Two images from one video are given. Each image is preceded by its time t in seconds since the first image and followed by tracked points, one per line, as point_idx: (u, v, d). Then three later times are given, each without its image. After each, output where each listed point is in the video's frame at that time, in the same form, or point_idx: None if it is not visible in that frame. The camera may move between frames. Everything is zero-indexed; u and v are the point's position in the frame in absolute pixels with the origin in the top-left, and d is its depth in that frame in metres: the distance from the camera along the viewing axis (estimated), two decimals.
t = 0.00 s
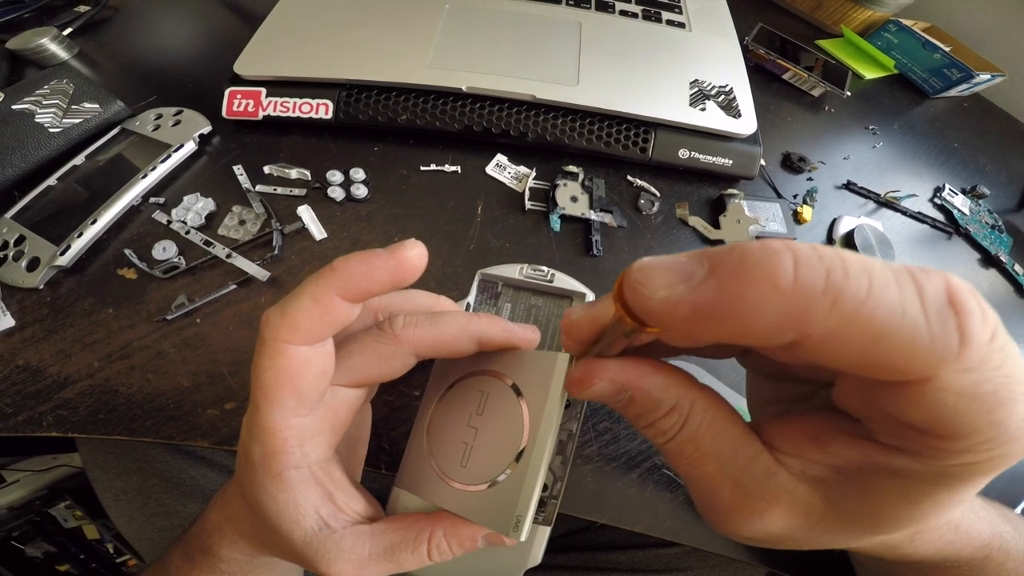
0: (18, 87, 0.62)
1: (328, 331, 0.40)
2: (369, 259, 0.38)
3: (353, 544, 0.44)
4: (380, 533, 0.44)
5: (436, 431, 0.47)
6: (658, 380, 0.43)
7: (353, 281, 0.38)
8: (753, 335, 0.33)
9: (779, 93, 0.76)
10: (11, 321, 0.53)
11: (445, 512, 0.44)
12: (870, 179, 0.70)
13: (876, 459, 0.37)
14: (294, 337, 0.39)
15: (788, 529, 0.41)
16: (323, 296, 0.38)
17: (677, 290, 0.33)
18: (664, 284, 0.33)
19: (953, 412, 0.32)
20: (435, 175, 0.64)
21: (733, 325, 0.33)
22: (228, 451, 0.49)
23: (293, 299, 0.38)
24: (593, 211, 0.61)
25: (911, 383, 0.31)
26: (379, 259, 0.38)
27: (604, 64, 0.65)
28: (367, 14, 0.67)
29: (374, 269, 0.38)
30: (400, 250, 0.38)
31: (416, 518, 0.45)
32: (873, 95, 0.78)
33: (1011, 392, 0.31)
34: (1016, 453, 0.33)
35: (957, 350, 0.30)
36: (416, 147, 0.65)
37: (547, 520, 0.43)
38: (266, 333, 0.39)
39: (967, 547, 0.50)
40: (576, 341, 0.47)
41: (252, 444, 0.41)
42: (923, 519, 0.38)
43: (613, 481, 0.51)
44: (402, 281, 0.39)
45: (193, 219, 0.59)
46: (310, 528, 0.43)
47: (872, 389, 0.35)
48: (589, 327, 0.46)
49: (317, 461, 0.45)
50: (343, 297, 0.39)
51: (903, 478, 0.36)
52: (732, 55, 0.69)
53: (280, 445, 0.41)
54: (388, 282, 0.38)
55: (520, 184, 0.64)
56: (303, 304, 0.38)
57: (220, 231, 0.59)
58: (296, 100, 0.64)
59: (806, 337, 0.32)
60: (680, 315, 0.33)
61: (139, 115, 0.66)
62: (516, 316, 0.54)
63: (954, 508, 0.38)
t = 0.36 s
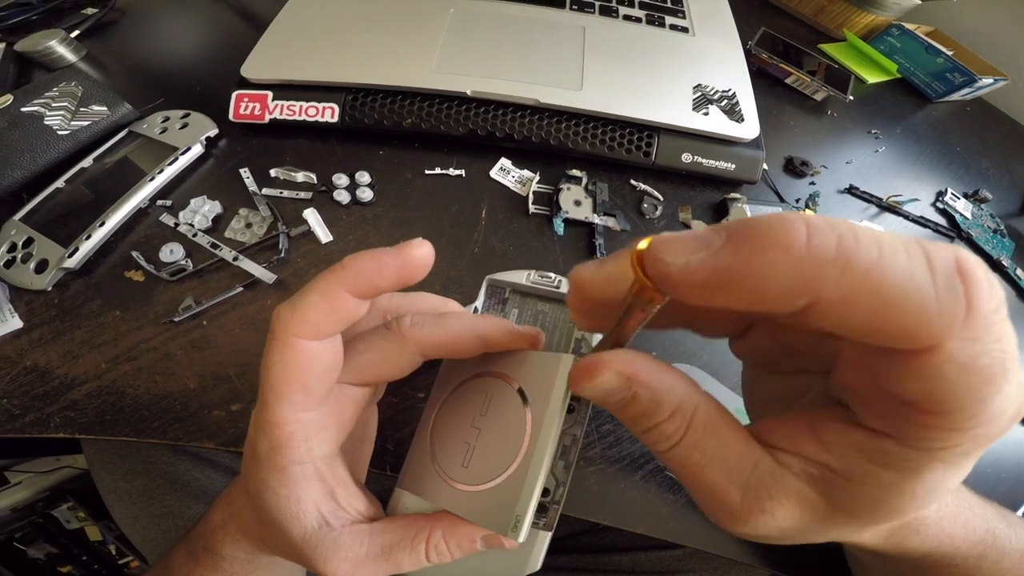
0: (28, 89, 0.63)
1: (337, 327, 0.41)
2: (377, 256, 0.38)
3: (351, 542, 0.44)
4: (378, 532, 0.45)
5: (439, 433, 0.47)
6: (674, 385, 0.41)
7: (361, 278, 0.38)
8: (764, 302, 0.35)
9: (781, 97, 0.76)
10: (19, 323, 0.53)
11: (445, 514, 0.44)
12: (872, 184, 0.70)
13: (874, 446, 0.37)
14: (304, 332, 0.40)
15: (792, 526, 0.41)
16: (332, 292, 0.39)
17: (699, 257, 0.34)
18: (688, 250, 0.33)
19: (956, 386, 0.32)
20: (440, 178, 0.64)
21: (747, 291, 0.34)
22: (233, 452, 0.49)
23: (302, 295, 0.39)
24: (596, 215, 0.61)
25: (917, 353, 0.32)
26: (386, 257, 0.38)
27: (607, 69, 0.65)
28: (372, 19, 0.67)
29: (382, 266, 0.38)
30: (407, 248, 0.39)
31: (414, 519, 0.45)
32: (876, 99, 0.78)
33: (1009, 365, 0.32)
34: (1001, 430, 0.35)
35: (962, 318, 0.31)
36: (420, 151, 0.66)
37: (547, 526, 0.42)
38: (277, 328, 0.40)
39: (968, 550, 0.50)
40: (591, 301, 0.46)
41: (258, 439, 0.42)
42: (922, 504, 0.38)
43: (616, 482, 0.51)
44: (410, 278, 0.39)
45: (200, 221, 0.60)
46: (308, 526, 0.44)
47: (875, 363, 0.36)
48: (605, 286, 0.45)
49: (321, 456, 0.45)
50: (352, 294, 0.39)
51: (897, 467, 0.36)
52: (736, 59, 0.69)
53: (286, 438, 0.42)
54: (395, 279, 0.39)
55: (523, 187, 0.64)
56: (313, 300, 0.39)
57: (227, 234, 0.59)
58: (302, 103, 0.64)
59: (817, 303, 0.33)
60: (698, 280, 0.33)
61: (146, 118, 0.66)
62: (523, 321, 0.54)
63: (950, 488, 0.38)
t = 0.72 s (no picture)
0: (32, 91, 0.63)
1: (351, 323, 0.42)
2: (392, 254, 0.39)
3: (356, 540, 0.44)
4: (383, 530, 0.45)
5: (446, 433, 0.47)
6: (677, 381, 0.41)
7: (377, 276, 0.40)
8: (744, 307, 0.33)
9: (783, 99, 0.76)
10: (23, 324, 0.53)
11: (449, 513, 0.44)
12: (874, 185, 0.70)
13: (885, 440, 0.37)
14: (321, 326, 0.41)
15: (803, 519, 0.40)
16: (349, 288, 0.40)
17: (673, 264, 0.33)
18: (664, 257, 0.33)
19: (941, 379, 0.32)
20: (443, 180, 0.64)
21: (724, 300, 0.33)
22: (236, 454, 0.49)
23: (319, 292, 0.40)
24: (598, 216, 0.62)
25: (896, 351, 0.32)
26: (402, 255, 0.39)
27: (609, 71, 0.65)
28: (375, 21, 0.68)
29: (396, 264, 0.39)
30: (423, 247, 0.40)
31: (419, 516, 0.45)
32: (878, 101, 0.78)
33: (994, 355, 0.33)
34: (1015, 428, 0.34)
35: (932, 313, 0.31)
36: (423, 153, 0.66)
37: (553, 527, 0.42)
38: (293, 324, 0.41)
39: (968, 551, 0.50)
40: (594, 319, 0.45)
41: (269, 434, 0.42)
42: (937, 502, 0.37)
43: (618, 483, 0.51)
44: (424, 277, 0.40)
45: (203, 223, 0.60)
46: (315, 523, 0.43)
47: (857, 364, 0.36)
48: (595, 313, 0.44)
49: (330, 453, 0.45)
50: (368, 291, 0.40)
51: (910, 460, 0.36)
52: (737, 61, 0.69)
53: (298, 435, 0.42)
54: (410, 277, 0.39)
55: (525, 189, 0.64)
56: (329, 296, 0.40)
57: (230, 236, 0.60)
58: (305, 105, 0.65)
59: (792, 307, 0.33)
60: (678, 287, 0.33)
61: (149, 119, 0.67)
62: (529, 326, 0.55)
63: (968, 489, 0.37)
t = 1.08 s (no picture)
0: (35, 91, 0.63)
1: (354, 321, 0.42)
2: (396, 253, 0.39)
3: (356, 537, 0.44)
4: (383, 528, 0.45)
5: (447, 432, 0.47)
6: (694, 379, 0.40)
7: (380, 274, 0.40)
8: (746, 277, 0.34)
9: (783, 98, 0.76)
10: (25, 324, 0.54)
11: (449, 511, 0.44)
12: (874, 185, 0.70)
13: (894, 425, 0.37)
14: (324, 324, 0.41)
15: (838, 522, 0.38)
16: (353, 286, 0.40)
17: (670, 246, 0.34)
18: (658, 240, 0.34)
19: (945, 337, 0.33)
20: (443, 179, 0.65)
21: (726, 274, 0.34)
22: (237, 453, 0.49)
23: (323, 290, 0.40)
24: (599, 216, 0.62)
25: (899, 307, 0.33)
26: (405, 254, 0.39)
27: (609, 70, 0.65)
28: (376, 21, 0.68)
29: (400, 262, 0.39)
30: (427, 246, 0.40)
31: (419, 514, 0.45)
32: (878, 100, 0.78)
33: (988, 311, 0.34)
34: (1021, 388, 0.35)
35: (925, 264, 0.33)
36: (423, 153, 0.66)
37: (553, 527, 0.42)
38: (297, 322, 0.41)
39: (969, 550, 0.50)
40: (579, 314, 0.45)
41: (271, 432, 0.43)
42: (959, 485, 0.37)
43: (618, 482, 0.51)
44: (426, 276, 0.40)
45: (204, 223, 0.60)
46: (315, 521, 0.44)
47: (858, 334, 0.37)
48: (591, 299, 0.44)
49: (331, 451, 0.46)
50: (371, 289, 0.41)
51: (927, 444, 0.36)
52: (738, 60, 0.69)
53: (299, 432, 0.43)
54: (412, 275, 0.39)
55: (525, 189, 0.64)
56: (333, 294, 0.40)
57: (231, 236, 0.60)
58: (306, 106, 0.65)
59: (793, 272, 0.34)
60: (676, 265, 0.33)
61: (151, 120, 0.67)
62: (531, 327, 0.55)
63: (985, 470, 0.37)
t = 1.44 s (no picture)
0: (33, 92, 0.63)
1: (354, 321, 0.42)
2: (397, 253, 0.39)
3: (355, 538, 0.44)
4: (383, 529, 0.44)
5: (448, 433, 0.47)
6: (673, 364, 0.41)
7: (381, 274, 0.40)
8: (732, 289, 0.33)
9: (784, 98, 0.76)
10: (24, 326, 0.54)
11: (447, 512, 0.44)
12: (876, 184, 0.70)
13: (902, 407, 0.37)
14: (324, 324, 0.41)
15: (833, 497, 0.38)
16: (353, 287, 0.40)
17: (660, 253, 0.33)
18: (649, 246, 0.33)
19: (937, 345, 0.33)
20: (442, 180, 0.64)
21: (713, 286, 0.33)
22: (236, 454, 0.49)
23: (324, 289, 0.40)
24: (599, 216, 0.61)
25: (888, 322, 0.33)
26: (406, 254, 0.39)
27: (609, 70, 0.65)
28: (374, 21, 0.68)
29: (401, 262, 0.39)
30: (427, 246, 0.40)
31: (419, 515, 0.44)
32: (879, 100, 0.78)
33: (983, 317, 0.33)
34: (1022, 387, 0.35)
35: (913, 282, 0.32)
36: (423, 153, 0.66)
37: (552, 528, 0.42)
38: (297, 322, 0.41)
39: (971, 549, 0.50)
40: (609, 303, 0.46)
41: (270, 432, 0.42)
42: (962, 473, 0.37)
43: (619, 482, 0.51)
44: (427, 277, 0.40)
45: (203, 223, 0.60)
46: (314, 522, 0.43)
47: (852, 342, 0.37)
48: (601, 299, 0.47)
49: (330, 452, 0.45)
50: (371, 289, 0.41)
51: (928, 425, 0.36)
52: (738, 59, 0.69)
53: (298, 432, 0.42)
54: (413, 276, 0.40)
55: (525, 189, 0.64)
56: (333, 293, 0.40)
57: (231, 236, 0.60)
58: (305, 106, 0.65)
59: (779, 288, 0.33)
60: (667, 274, 0.33)
61: (150, 120, 0.67)
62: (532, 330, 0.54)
63: (989, 456, 0.37)
